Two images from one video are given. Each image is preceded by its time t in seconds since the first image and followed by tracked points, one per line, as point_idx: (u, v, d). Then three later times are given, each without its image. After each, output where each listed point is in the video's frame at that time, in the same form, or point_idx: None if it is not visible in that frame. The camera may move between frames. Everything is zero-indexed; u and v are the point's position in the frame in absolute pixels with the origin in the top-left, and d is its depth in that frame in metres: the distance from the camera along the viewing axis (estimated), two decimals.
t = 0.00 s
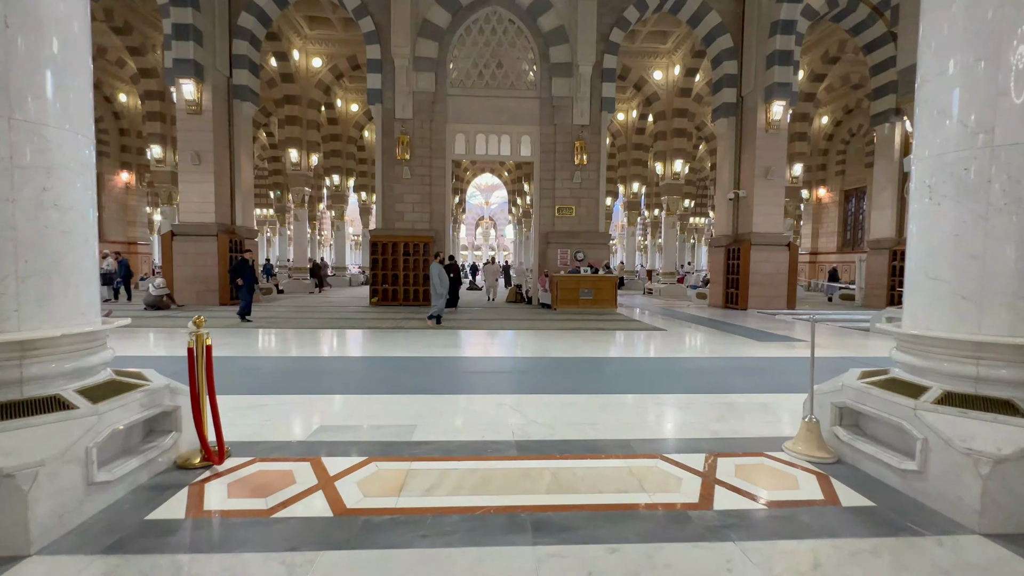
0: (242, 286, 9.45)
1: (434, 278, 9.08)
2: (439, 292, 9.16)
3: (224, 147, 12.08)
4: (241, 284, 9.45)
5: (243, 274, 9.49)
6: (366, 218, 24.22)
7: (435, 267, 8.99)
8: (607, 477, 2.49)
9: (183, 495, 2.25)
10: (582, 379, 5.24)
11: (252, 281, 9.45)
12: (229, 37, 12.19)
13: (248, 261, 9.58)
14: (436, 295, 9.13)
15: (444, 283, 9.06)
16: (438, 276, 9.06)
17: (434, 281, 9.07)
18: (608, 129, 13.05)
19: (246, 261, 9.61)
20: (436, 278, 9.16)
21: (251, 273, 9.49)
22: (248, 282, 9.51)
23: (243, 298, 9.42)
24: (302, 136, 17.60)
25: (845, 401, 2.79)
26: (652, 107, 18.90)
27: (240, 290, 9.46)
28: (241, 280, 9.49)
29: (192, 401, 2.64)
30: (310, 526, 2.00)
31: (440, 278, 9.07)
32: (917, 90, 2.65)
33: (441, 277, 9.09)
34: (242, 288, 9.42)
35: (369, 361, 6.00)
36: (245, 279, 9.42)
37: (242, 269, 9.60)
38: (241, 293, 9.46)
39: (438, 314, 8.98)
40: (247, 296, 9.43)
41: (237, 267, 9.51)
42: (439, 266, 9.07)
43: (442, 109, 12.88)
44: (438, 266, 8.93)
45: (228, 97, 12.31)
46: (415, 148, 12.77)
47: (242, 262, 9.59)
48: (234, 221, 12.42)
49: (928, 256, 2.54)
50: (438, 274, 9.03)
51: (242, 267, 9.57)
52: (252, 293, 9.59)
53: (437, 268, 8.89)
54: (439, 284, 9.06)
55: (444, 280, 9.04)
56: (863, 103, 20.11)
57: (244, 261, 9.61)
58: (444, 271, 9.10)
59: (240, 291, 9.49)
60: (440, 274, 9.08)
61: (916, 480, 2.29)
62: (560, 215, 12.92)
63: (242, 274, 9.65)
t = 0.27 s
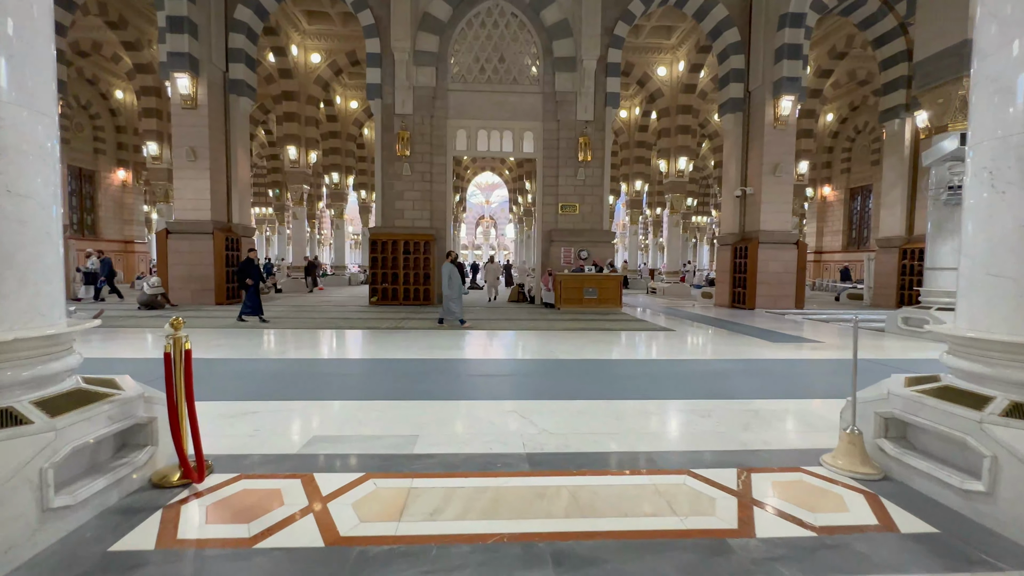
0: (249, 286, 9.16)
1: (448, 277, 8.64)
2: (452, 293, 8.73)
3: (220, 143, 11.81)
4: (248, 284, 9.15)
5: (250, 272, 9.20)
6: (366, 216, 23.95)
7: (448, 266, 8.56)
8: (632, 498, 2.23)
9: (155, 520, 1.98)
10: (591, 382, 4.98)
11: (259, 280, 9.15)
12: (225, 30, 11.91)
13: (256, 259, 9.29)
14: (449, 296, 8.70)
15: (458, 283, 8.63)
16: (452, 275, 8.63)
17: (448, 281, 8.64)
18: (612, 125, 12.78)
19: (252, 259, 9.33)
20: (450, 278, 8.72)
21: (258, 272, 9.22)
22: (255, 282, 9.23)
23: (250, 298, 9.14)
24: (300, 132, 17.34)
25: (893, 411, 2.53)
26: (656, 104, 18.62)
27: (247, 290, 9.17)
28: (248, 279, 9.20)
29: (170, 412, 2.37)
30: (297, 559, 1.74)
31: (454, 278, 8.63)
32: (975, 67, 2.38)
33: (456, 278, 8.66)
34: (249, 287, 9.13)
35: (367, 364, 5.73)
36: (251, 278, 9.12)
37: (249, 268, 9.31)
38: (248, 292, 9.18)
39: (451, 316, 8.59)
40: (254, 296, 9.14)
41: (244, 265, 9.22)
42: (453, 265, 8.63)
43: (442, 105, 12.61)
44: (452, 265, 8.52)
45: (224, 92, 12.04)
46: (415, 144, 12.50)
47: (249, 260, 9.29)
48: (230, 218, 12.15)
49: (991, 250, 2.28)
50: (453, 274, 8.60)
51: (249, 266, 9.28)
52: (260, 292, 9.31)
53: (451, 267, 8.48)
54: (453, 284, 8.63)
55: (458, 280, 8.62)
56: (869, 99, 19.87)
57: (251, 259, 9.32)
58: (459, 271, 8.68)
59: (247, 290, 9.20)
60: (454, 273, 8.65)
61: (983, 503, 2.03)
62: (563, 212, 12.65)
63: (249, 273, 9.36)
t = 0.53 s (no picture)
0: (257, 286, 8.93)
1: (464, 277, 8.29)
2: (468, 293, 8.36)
3: (218, 141, 11.59)
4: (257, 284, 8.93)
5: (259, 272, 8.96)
6: (367, 216, 23.73)
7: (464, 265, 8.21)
8: (663, 529, 2.00)
9: (126, 558, 1.75)
10: (603, 388, 4.73)
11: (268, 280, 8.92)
12: (223, 26, 11.68)
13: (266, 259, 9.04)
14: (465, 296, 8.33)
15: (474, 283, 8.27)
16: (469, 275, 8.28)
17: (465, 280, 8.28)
18: (617, 122, 12.53)
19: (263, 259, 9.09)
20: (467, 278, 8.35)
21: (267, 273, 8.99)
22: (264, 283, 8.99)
23: (257, 298, 8.91)
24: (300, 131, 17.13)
25: (949, 429, 2.30)
26: (660, 102, 18.36)
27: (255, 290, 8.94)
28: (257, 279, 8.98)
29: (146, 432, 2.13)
30: None
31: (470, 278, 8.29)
32: None
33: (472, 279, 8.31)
34: (257, 287, 8.90)
35: (367, 369, 5.50)
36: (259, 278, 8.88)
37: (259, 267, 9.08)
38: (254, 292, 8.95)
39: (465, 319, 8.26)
40: (262, 297, 8.92)
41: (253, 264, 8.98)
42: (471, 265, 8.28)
43: (444, 102, 12.37)
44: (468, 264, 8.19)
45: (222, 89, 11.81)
46: (417, 143, 12.27)
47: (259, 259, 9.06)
48: (228, 218, 11.93)
49: None
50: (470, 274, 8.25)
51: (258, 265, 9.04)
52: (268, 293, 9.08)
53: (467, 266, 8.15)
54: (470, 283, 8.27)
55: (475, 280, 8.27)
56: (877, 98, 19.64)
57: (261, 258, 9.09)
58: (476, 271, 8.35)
59: (255, 290, 8.98)
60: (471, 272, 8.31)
61: None
62: (568, 212, 12.42)
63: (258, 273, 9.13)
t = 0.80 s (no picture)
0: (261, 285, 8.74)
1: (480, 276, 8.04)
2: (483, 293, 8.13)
3: (217, 137, 11.38)
4: (261, 283, 8.74)
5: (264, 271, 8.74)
6: (369, 216, 23.51)
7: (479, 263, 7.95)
8: (701, 564, 1.73)
9: None
10: (615, 393, 4.47)
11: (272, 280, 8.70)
12: (223, 21, 11.47)
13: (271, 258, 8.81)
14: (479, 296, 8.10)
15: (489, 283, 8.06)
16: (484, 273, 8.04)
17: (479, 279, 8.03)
18: (624, 119, 12.27)
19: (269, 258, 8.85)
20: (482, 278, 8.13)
21: (274, 273, 8.76)
22: (268, 282, 8.78)
23: (260, 298, 8.70)
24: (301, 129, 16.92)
25: None
26: (666, 100, 18.08)
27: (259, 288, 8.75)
28: (261, 278, 8.78)
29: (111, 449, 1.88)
30: None
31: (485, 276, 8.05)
32: None
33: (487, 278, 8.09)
34: (260, 287, 8.70)
35: (366, 372, 5.26)
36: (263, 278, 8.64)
37: (265, 266, 8.85)
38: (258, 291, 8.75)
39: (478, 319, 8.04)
40: (266, 297, 8.70)
41: (259, 263, 8.76)
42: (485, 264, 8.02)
43: (447, 98, 12.14)
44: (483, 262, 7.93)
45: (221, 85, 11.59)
46: (419, 140, 12.05)
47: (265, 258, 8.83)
48: (228, 216, 11.71)
49: None
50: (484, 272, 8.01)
51: (264, 264, 8.81)
52: (272, 293, 8.86)
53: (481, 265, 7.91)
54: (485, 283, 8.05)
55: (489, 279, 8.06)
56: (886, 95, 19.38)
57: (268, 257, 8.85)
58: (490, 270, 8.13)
59: (258, 290, 8.77)
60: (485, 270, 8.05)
61: None
62: (573, 210, 12.16)
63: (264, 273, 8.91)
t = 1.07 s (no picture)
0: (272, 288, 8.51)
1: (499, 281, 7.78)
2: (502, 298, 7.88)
3: (218, 137, 11.19)
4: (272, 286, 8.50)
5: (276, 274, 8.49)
6: (372, 216, 23.32)
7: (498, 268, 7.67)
8: None
9: None
10: (630, 404, 4.19)
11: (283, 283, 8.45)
12: (224, 19, 11.29)
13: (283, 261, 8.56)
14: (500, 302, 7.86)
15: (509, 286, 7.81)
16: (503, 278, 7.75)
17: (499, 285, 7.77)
18: (632, 117, 11.99)
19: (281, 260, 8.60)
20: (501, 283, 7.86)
21: (284, 275, 8.51)
22: (279, 285, 8.53)
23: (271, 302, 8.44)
24: (304, 129, 16.75)
25: None
26: (674, 98, 17.78)
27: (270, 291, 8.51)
28: (272, 281, 8.54)
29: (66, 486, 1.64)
30: None
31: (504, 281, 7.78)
32: None
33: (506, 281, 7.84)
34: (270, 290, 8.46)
35: (366, 381, 4.99)
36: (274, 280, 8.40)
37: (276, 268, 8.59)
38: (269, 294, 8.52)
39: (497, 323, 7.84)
40: (277, 300, 8.46)
41: (270, 265, 8.49)
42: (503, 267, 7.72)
43: (451, 97, 11.90)
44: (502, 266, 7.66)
45: (222, 84, 11.40)
46: (423, 139, 11.82)
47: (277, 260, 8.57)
48: (228, 217, 11.52)
49: None
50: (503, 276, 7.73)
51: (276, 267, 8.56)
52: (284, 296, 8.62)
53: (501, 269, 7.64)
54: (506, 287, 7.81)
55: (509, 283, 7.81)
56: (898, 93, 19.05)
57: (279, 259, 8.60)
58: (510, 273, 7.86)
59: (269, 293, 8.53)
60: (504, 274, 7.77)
61: None
62: (579, 211, 11.90)
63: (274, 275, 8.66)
